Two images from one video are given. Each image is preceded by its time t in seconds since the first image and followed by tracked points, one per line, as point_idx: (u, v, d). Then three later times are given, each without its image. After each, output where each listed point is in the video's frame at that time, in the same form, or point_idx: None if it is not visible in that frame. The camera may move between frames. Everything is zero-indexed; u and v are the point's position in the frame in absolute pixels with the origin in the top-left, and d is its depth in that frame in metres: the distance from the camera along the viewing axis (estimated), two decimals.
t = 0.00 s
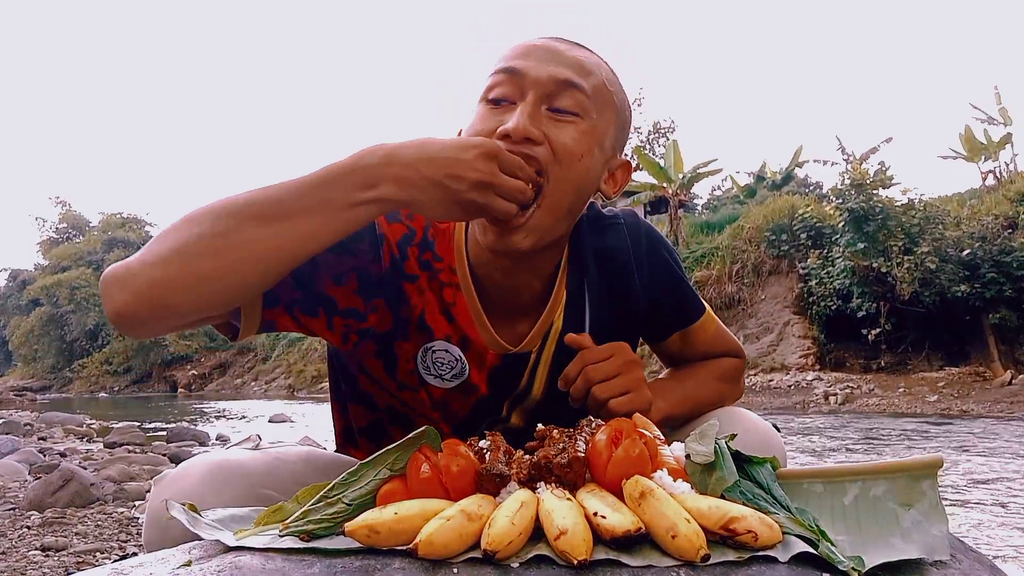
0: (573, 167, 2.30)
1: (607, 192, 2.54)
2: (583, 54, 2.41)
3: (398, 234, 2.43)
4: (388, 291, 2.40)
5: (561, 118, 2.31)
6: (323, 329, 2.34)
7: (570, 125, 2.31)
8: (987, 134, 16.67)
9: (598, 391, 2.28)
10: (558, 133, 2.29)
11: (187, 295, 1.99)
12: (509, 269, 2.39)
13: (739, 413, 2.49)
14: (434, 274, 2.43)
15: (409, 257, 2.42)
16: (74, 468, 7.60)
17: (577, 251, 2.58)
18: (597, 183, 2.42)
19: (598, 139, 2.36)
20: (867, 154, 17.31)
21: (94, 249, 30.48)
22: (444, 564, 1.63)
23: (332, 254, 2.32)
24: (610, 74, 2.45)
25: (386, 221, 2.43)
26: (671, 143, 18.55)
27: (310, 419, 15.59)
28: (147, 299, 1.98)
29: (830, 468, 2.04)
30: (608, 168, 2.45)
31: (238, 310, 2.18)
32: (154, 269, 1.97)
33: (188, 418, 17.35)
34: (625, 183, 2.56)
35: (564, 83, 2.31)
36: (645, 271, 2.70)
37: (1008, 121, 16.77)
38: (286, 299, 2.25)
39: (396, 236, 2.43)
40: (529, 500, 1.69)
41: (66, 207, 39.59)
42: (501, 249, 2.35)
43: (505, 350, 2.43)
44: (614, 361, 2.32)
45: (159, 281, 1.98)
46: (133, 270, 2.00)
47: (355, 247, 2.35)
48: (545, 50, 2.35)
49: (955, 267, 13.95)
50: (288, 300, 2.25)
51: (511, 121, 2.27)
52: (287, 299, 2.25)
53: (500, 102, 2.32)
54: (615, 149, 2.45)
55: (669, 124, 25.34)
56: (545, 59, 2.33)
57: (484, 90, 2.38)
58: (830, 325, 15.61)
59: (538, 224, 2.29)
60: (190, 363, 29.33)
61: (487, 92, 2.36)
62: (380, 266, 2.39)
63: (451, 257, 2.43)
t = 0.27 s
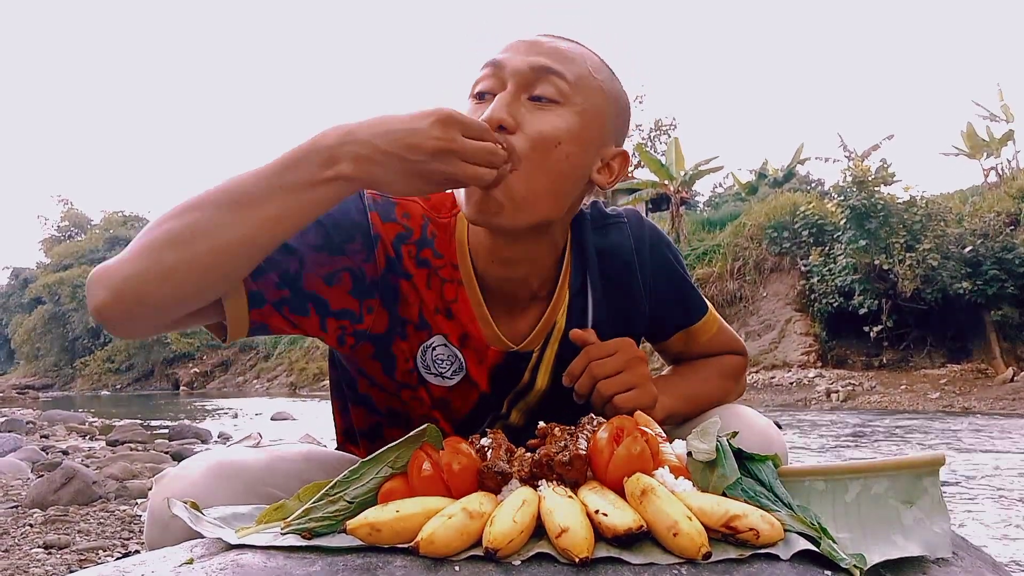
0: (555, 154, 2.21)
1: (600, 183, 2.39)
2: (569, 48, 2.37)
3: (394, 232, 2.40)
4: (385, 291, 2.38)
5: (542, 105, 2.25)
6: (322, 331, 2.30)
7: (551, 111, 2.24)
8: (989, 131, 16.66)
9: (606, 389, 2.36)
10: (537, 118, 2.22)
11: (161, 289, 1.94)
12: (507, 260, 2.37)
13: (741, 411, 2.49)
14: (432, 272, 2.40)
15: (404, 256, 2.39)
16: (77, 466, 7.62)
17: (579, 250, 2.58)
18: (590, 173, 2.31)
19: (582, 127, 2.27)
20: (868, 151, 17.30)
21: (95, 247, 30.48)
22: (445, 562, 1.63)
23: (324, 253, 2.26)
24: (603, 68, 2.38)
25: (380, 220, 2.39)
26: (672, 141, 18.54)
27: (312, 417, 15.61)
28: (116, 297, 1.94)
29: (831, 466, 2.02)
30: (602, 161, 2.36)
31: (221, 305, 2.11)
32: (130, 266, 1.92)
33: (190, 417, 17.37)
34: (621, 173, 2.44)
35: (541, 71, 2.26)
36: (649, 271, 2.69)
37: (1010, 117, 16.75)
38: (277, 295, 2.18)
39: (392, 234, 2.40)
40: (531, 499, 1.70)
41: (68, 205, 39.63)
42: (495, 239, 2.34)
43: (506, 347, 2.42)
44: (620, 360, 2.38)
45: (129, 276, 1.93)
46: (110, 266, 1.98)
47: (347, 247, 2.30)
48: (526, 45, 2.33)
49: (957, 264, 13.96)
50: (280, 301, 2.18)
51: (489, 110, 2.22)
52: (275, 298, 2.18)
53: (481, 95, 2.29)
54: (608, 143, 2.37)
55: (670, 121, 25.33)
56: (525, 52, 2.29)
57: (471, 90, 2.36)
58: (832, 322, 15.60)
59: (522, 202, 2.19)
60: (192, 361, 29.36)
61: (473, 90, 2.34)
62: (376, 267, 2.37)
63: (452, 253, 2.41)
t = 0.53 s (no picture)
0: (568, 171, 2.17)
1: (609, 181, 2.46)
2: (577, 41, 2.28)
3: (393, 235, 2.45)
4: (388, 297, 2.42)
5: (556, 116, 2.17)
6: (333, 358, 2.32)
7: (565, 122, 2.18)
8: (989, 131, 16.66)
9: (602, 378, 2.28)
10: (552, 133, 2.15)
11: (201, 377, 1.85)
12: (510, 255, 2.36)
13: (740, 411, 2.48)
14: (433, 269, 2.45)
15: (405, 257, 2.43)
16: (76, 464, 7.61)
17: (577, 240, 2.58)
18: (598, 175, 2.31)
19: (593, 138, 2.23)
20: (868, 151, 17.29)
21: (95, 246, 30.46)
22: (445, 562, 1.63)
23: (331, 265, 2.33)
24: (613, 63, 2.33)
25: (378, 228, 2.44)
26: (672, 140, 18.53)
27: (311, 416, 15.60)
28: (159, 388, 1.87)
29: (831, 466, 2.02)
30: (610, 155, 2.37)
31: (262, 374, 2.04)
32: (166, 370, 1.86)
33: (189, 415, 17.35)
34: (627, 169, 2.48)
35: (554, 79, 2.18)
36: (648, 262, 2.70)
37: (1010, 117, 16.76)
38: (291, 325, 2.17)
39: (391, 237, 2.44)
40: (531, 498, 1.70)
41: (68, 204, 39.61)
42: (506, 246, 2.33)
43: (510, 340, 2.42)
44: (616, 350, 2.30)
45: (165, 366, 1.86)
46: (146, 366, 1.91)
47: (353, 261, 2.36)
48: (535, 46, 2.22)
49: (956, 264, 13.97)
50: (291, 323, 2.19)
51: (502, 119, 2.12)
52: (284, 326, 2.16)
53: (494, 100, 2.18)
54: (615, 138, 2.35)
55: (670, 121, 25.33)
56: (539, 57, 2.19)
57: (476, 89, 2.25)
58: (832, 321, 15.60)
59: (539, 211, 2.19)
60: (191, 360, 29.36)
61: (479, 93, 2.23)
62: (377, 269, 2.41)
63: (450, 248, 2.45)
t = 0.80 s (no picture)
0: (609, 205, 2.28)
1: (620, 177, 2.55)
2: (626, 72, 2.22)
3: (403, 223, 2.50)
4: (400, 285, 2.47)
5: (605, 163, 2.18)
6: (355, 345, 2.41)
7: (614, 169, 2.20)
8: (991, 131, 16.62)
9: (590, 375, 2.21)
10: (606, 181, 2.21)
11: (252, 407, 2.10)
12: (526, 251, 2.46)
13: (741, 410, 2.49)
14: (444, 253, 2.51)
15: (416, 243, 2.49)
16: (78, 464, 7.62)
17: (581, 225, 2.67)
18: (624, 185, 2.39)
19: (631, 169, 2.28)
20: (870, 150, 17.27)
21: (97, 246, 30.49)
22: (447, 562, 1.63)
23: (350, 260, 2.39)
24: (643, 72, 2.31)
25: (388, 218, 2.48)
26: (673, 139, 18.51)
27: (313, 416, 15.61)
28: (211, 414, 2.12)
29: (832, 466, 2.03)
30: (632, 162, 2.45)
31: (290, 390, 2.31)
32: (217, 396, 2.10)
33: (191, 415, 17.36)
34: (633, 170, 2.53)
35: (612, 133, 2.14)
36: (647, 247, 2.77)
37: (1012, 117, 16.72)
38: (329, 333, 2.27)
39: (401, 225, 2.50)
40: (532, 497, 1.70)
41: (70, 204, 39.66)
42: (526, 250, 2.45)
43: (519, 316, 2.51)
44: (604, 347, 2.24)
45: (223, 394, 2.10)
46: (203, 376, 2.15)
47: (370, 252, 2.42)
48: (595, 88, 2.15)
49: (958, 264, 13.94)
50: (324, 326, 2.26)
51: (561, 176, 2.15)
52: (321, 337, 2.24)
53: (547, 146, 2.16)
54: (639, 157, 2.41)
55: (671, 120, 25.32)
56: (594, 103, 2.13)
57: (524, 117, 2.19)
58: (833, 321, 15.59)
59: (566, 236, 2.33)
60: (193, 360, 29.39)
61: (528, 123, 2.18)
62: (388, 258, 2.46)
63: (457, 231, 2.51)
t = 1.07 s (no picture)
0: (629, 204, 2.28)
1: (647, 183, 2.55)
2: (654, 74, 2.23)
3: (429, 218, 2.52)
4: (423, 279, 2.48)
5: (628, 163, 2.19)
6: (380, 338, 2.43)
7: (636, 171, 2.21)
8: (1013, 139, 16.47)
9: (602, 370, 2.21)
10: (627, 179, 2.21)
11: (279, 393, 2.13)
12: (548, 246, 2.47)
13: (760, 416, 2.48)
14: (467, 247, 2.52)
15: (441, 237, 2.51)
16: (97, 463, 7.69)
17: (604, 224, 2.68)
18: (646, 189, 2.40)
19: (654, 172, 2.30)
20: (890, 158, 17.16)
21: (117, 247, 30.75)
22: (464, 563, 1.64)
23: (377, 253, 2.41)
24: (673, 79, 2.33)
25: (415, 212, 2.50)
26: (691, 146, 18.48)
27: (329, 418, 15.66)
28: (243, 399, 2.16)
29: (850, 473, 2.02)
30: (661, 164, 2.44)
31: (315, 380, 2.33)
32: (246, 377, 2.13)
33: (207, 416, 17.45)
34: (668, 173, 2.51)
35: (635, 134, 2.15)
36: (668, 249, 2.78)
37: None
38: (356, 325, 2.29)
39: (427, 220, 2.52)
40: (549, 501, 1.70)
41: (92, 205, 40.08)
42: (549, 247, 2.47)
43: (541, 312, 2.52)
44: (618, 340, 2.25)
45: (251, 376, 2.12)
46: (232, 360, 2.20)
47: (395, 246, 2.44)
48: (621, 88, 2.16)
49: (979, 274, 13.81)
50: (351, 317, 2.28)
51: (582, 171, 2.15)
52: (347, 328, 2.26)
53: (571, 141, 2.16)
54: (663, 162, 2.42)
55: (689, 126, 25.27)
56: (620, 104, 2.15)
57: (549, 110, 2.21)
58: (851, 330, 15.47)
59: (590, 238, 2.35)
60: (210, 361, 29.59)
61: (552, 118, 2.20)
62: (412, 252, 2.48)
63: (481, 227, 2.53)
